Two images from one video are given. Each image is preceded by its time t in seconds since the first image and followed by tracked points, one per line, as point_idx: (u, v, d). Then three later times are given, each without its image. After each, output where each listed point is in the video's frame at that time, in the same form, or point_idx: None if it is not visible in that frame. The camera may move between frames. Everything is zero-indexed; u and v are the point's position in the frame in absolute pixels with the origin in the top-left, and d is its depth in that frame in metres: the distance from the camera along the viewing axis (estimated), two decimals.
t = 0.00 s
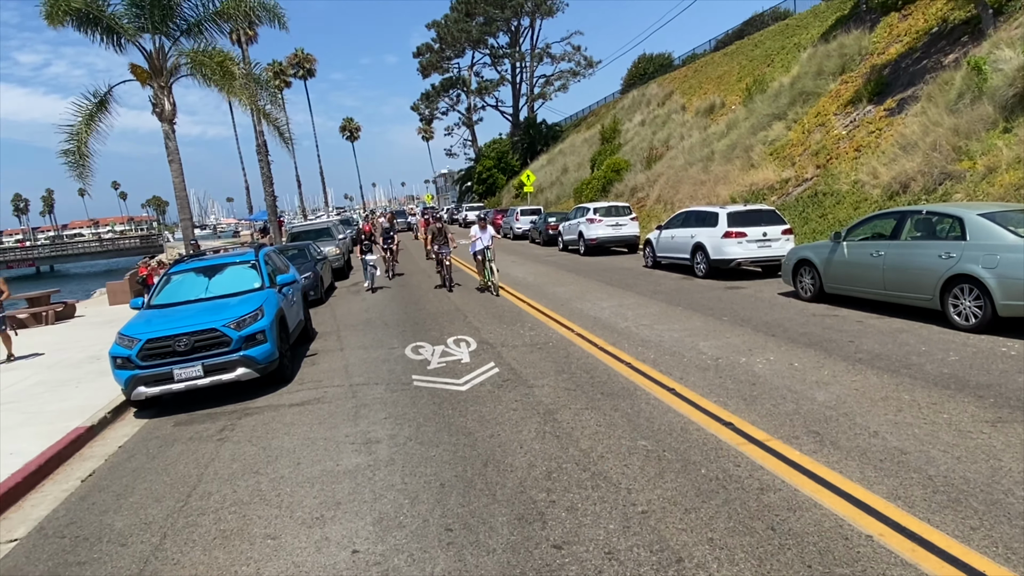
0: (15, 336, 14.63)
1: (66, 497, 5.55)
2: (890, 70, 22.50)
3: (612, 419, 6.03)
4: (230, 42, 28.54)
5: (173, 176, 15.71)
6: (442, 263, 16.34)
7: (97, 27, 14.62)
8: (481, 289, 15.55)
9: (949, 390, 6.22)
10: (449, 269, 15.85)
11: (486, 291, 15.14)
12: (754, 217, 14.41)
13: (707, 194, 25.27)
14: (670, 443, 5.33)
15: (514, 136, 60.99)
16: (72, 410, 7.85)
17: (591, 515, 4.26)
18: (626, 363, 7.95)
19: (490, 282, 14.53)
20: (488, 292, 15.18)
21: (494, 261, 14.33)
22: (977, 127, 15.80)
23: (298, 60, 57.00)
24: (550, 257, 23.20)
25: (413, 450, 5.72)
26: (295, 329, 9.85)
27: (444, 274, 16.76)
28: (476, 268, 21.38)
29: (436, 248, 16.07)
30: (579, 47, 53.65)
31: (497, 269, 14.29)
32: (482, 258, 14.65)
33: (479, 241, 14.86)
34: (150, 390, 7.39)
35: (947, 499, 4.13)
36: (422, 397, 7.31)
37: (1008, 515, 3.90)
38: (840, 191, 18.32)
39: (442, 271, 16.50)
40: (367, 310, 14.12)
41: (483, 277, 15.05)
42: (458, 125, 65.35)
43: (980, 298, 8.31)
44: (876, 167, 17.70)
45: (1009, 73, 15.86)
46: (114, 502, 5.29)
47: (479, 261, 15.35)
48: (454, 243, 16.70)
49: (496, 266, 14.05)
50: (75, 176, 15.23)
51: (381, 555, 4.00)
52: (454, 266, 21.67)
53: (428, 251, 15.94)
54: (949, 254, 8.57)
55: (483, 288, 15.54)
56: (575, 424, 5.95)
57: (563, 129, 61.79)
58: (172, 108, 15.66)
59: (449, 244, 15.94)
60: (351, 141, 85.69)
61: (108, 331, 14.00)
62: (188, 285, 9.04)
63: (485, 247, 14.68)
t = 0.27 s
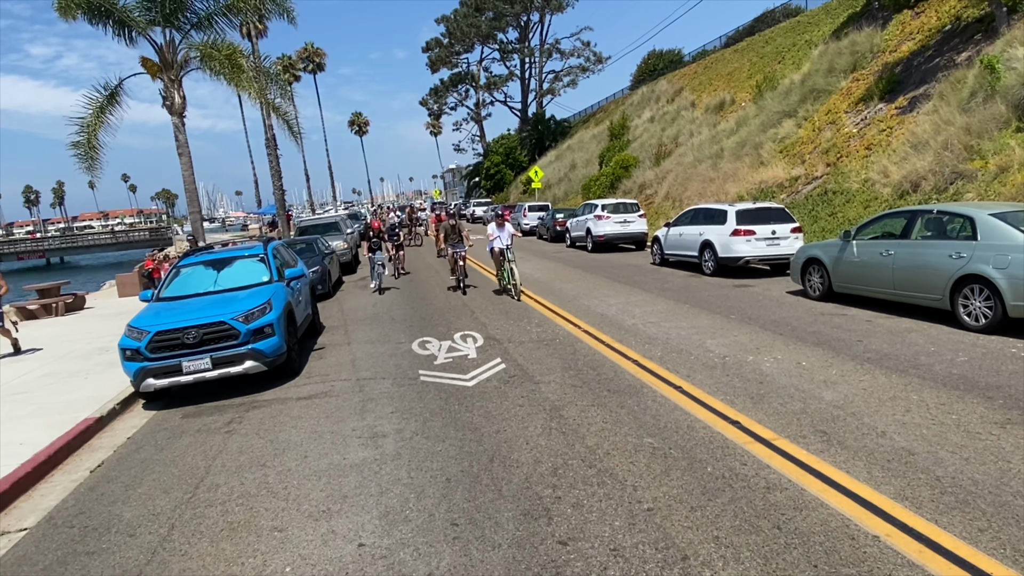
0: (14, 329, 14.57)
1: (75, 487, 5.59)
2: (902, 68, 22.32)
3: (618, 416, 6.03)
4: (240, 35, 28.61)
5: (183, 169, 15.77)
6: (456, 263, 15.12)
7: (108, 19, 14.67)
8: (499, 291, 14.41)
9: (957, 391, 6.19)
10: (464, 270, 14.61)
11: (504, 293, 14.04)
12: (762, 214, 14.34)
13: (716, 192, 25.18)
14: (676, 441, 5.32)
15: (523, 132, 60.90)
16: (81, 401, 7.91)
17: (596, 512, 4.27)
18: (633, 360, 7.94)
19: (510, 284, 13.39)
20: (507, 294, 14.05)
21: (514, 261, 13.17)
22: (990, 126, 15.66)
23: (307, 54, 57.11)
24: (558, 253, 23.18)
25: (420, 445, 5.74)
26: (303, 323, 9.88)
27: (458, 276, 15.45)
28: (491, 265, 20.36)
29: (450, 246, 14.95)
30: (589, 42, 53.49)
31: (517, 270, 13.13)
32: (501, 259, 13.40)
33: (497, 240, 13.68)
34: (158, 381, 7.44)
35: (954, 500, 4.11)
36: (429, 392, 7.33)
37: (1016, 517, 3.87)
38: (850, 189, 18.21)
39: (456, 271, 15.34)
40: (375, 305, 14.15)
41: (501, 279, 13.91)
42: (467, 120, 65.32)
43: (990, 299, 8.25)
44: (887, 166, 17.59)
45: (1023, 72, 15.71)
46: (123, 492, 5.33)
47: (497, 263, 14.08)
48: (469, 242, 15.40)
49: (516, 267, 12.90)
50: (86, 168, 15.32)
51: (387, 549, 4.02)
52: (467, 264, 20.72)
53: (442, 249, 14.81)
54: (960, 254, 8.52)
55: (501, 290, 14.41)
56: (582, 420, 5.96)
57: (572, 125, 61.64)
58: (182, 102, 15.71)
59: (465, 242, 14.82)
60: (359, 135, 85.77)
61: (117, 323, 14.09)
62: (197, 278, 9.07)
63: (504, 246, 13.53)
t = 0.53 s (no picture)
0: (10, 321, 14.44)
1: (86, 476, 5.65)
2: (916, 64, 22.11)
3: (627, 412, 6.03)
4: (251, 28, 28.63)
5: (194, 161, 15.85)
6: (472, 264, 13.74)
7: (120, 11, 14.72)
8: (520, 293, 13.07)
9: (968, 391, 6.15)
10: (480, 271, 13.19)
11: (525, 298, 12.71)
12: (774, 211, 14.25)
13: (726, 188, 25.06)
14: (684, 438, 5.32)
15: (533, 126, 60.77)
16: (93, 390, 7.97)
17: (604, 507, 4.27)
18: (642, 356, 7.93)
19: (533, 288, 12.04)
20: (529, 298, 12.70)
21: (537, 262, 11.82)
22: (1005, 124, 15.50)
23: (318, 47, 57.20)
24: (567, 248, 23.15)
25: (428, 438, 5.76)
26: (312, 316, 9.92)
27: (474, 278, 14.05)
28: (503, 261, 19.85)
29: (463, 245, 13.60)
30: (600, 37, 53.27)
31: (540, 272, 11.77)
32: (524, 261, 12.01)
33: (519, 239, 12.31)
34: (170, 372, 7.50)
35: (964, 500, 4.09)
36: (437, 386, 7.35)
37: None
38: (862, 186, 18.08)
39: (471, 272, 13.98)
40: (384, 298, 14.19)
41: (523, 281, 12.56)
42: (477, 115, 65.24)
43: (1003, 298, 8.18)
44: (900, 164, 17.43)
45: None
46: (134, 482, 5.38)
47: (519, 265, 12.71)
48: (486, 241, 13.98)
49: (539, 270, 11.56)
50: (98, 160, 15.41)
51: (395, 541, 4.05)
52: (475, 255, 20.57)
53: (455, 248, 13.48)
54: (972, 252, 8.45)
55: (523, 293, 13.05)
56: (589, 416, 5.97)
57: (582, 119, 61.45)
58: (194, 94, 15.77)
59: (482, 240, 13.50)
60: (369, 128, 85.82)
61: (128, 314, 14.17)
62: (208, 270, 9.13)
63: (526, 246, 12.19)
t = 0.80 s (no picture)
0: (13, 311, 14.41)
1: (99, 464, 5.71)
2: (932, 60, 21.86)
3: (636, 408, 6.02)
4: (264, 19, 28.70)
5: (206, 152, 15.92)
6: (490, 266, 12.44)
7: (135, 3, 14.79)
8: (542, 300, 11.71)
9: (980, 390, 6.10)
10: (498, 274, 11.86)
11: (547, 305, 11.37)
12: (786, 208, 14.17)
13: (738, 184, 24.92)
14: (694, 434, 5.30)
15: (544, 120, 60.61)
16: (105, 379, 8.05)
17: (612, 502, 4.27)
18: (652, 351, 7.92)
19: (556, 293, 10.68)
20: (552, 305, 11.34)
21: (563, 264, 10.51)
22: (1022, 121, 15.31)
23: (330, 39, 57.29)
24: (577, 243, 23.11)
25: (437, 431, 5.78)
26: (323, 308, 9.95)
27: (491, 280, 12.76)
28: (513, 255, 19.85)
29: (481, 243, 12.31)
30: (612, 30, 52.99)
31: (566, 275, 10.45)
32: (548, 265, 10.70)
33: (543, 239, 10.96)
34: (181, 362, 7.55)
35: (976, 500, 4.06)
36: (446, 379, 7.37)
37: None
38: (876, 183, 17.93)
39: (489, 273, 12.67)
40: (394, 291, 14.22)
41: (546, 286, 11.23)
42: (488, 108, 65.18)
43: (1017, 297, 8.10)
44: (914, 161, 17.26)
45: None
46: (145, 470, 5.43)
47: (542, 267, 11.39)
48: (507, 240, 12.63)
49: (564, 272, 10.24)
50: (111, 150, 15.51)
51: (404, 533, 4.07)
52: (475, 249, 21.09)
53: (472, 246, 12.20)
54: (987, 251, 8.37)
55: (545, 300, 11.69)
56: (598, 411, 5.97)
57: (593, 113, 61.20)
58: (207, 86, 15.83)
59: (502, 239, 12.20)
60: (380, 121, 85.94)
61: (140, 304, 14.28)
62: (220, 261, 9.17)
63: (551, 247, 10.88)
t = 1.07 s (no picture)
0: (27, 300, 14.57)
1: (111, 453, 5.76)
2: (948, 56, 21.61)
3: (645, 403, 6.01)
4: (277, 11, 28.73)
5: (218, 144, 15.98)
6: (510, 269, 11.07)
7: None
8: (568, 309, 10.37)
9: (993, 390, 6.04)
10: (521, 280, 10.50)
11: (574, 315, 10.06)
12: (799, 204, 14.06)
13: (750, 179, 24.76)
14: (703, 430, 5.29)
15: (555, 114, 60.41)
16: (118, 369, 8.13)
17: (621, 497, 4.27)
18: (662, 347, 7.90)
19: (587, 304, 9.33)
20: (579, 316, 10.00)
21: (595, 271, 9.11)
22: None
23: (342, 32, 57.34)
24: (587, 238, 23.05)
25: (446, 424, 5.79)
26: (333, 300, 9.99)
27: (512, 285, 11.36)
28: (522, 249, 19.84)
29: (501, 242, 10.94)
30: (624, 24, 52.68)
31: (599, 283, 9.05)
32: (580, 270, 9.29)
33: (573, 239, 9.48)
34: (193, 353, 7.60)
35: (989, 500, 4.03)
36: (455, 373, 7.39)
37: None
38: (890, 180, 17.76)
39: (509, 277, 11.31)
40: (404, 285, 14.24)
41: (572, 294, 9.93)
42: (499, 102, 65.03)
43: None
44: (929, 157, 17.08)
45: None
46: (157, 459, 5.48)
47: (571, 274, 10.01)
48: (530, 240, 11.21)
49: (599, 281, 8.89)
50: (124, 142, 15.60)
51: (412, 525, 4.08)
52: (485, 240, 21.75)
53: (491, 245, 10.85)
54: (1002, 249, 8.28)
55: (571, 309, 10.37)
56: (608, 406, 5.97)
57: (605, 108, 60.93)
58: (219, 78, 15.88)
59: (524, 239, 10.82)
60: (391, 114, 85.91)
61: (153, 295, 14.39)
62: (232, 252, 9.21)
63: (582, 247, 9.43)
